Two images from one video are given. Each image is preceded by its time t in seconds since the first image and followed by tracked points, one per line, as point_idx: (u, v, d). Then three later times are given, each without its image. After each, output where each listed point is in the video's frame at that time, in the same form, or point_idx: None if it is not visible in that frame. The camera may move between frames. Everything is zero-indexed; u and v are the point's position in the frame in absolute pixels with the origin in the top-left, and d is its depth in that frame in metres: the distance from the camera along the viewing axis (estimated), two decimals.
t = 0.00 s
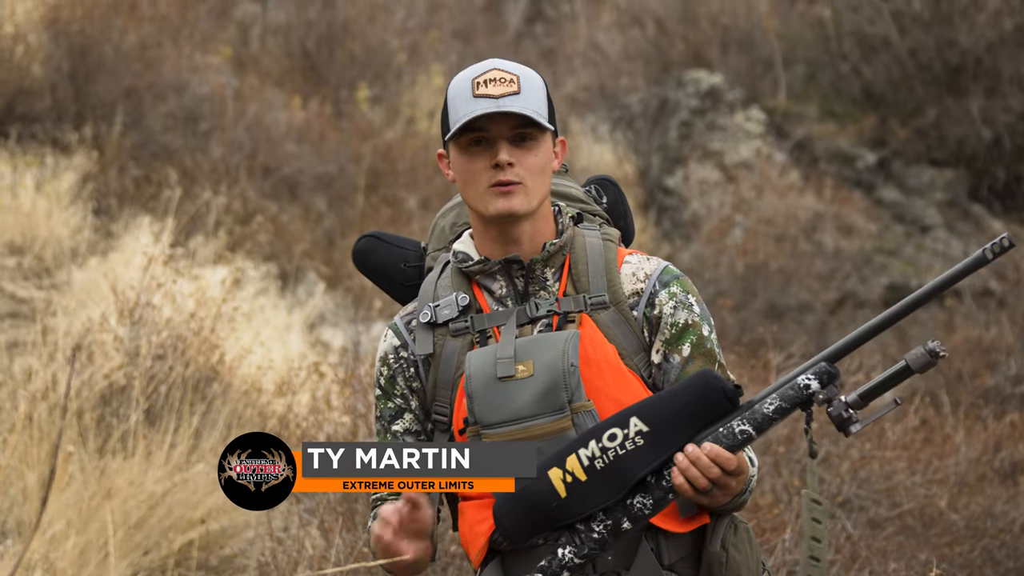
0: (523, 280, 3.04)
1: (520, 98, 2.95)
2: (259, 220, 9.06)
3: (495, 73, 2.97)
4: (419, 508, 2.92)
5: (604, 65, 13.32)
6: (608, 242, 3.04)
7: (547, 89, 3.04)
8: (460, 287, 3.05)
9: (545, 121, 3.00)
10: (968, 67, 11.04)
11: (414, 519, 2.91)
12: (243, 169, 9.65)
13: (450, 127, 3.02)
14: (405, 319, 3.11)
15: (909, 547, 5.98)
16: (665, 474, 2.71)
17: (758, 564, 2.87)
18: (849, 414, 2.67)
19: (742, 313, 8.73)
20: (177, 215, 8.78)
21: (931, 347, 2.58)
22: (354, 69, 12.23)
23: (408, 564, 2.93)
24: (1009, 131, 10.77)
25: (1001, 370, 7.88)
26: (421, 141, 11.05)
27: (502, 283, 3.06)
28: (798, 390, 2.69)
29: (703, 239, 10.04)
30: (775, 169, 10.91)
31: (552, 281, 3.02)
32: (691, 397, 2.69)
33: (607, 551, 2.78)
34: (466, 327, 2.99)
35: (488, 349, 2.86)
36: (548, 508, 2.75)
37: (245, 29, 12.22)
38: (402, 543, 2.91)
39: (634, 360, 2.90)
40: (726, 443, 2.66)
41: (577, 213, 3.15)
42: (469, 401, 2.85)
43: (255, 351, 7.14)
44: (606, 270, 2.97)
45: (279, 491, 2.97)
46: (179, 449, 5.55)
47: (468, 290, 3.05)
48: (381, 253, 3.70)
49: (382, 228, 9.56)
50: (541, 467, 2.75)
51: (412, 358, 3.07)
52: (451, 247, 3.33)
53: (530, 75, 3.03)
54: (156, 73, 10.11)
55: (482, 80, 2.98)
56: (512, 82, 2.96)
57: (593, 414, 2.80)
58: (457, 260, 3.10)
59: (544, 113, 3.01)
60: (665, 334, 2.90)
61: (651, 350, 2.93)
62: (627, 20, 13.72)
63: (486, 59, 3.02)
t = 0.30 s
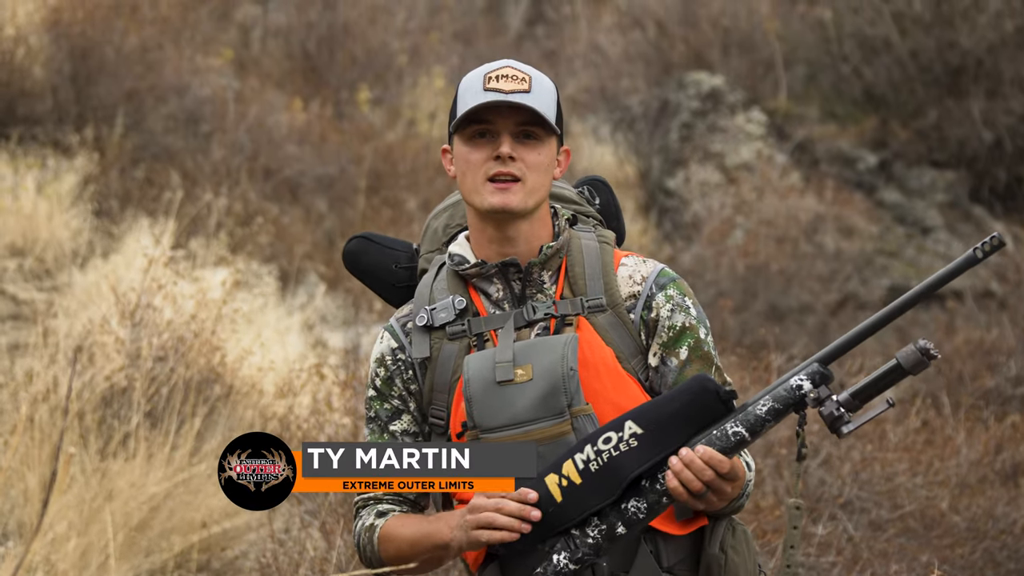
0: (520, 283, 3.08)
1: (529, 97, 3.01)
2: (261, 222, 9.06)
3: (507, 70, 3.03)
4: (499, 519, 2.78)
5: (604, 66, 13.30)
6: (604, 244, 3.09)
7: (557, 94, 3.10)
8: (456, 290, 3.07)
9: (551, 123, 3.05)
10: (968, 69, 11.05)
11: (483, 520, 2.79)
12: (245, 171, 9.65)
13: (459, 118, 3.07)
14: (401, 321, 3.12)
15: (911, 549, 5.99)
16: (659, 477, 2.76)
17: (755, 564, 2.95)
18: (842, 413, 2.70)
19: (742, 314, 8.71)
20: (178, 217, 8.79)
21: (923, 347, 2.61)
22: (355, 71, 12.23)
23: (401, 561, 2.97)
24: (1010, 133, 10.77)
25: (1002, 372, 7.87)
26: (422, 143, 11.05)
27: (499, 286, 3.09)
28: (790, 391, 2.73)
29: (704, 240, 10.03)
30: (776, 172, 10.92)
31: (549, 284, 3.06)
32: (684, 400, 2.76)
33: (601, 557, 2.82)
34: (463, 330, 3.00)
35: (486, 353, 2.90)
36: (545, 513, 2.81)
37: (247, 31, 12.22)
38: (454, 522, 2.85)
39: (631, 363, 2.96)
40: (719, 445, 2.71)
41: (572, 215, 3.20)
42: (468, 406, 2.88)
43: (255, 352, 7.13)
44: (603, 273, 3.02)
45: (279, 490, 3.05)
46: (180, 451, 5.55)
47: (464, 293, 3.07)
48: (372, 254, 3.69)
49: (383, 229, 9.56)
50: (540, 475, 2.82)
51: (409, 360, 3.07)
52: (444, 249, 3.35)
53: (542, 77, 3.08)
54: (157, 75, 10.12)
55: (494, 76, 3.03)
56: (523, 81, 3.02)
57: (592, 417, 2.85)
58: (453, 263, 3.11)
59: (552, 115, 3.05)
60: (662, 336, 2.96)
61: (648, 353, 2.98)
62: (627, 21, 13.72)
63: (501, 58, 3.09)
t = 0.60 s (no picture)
0: (519, 284, 3.07)
1: (534, 96, 3.00)
2: (262, 223, 9.06)
3: (512, 69, 3.02)
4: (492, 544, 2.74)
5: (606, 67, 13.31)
6: (601, 245, 3.10)
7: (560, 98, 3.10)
8: (453, 291, 3.06)
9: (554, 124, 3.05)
10: (969, 71, 11.04)
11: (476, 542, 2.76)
12: (246, 172, 9.64)
13: (461, 117, 3.07)
14: (397, 324, 3.11)
15: (912, 551, 5.99)
16: (644, 489, 2.73)
17: (753, 566, 2.97)
18: (820, 409, 2.59)
19: (743, 316, 8.70)
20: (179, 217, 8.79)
21: (892, 336, 2.45)
22: (356, 73, 12.21)
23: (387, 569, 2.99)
24: (1011, 134, 10.71)
25: (1003, 374, 7.87)
26: (423, 144, 11.05)
27: (497, 287, 3.08)
28: (766, 392, 2.66)
29: (705, 242, 10.00)
30: (777, 173, 10.92)
31: (548, 286, 3.05)
32: (664, 412, 2.75)
33: None
34: (462, 333, 2.99)
35: (487, 356, 2.90)
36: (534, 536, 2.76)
37: (248, 33, 12.22)
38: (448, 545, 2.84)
39: (631, 365, 2.95)
40: (702, 452, 2.69)
41: (567, 216, 3.21)
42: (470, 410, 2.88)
43: (255, 353, 7.13)
44: (602, 274, 3.02)
45: (279, 490, 3.12)
46: (181, 452, 5.55)
47: (462, 294, 3.06)
48: (359, 253, 3.73)
49: (385, 231, 9.57)
50: (530, 494, 2.80)
51: (406, 363, 3.06)
52: (438, 249, 3.32)
53: (546, 80, 3.08)
54: (158, 76, 10.13)
55: (498, 74, 3.03)
56: (528, 81, 3.02)
57: (594, 420, 2.84)
58: (450, 264, 3.10)
59: (554, 116, 3.05)
60: (661, 339, 2.96)
61: (647, 355, 2.98)
62: (629, 22, 13.69)
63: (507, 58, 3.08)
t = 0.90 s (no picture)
0: (521, 288, 3.02)
1: (560, 98, 3.01)
2: (263, 226, 9.06)
3: (539, 69, 3.03)
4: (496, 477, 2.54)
5: (607, 70, 13.20)
6: (603, 248, 3.08)
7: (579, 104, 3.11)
8: (456, 293, 3.00)
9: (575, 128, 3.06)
10: (971, 74, 11.03)
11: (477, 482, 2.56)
12: (248, 175, 9.65)
13: (485, 111, 3.06)
14: (400, 323, 3.07)
15: (914, 554, 6.00)
16: (579, 521, 2.73)
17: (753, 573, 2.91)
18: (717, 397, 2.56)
19: (745, 319, 8.68)
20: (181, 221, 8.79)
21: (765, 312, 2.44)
22: (358, 76, 12.17)
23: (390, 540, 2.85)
24: (1013, 138, 10.74)
25: (1005, 377, 7.87)
26: (425, 147, 11.04)
27: (499, 290, 3.02)
28: (665, 395, 2.61)
29: (706, 245, 9.95)
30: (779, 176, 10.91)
31: (550, 289, 3.02)
32: (581, 442, 2.74)
33: None
34: (463, 335, 2.94)
35: (489, 360, 2.82)
36: None
37: (249, 37, 12.23)
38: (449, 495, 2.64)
39: (632, 369, 2.90)
40: (623, 469, 2.65)
41: (569, 218, 3.21)
42: (471, 413, 2.81)
43: (258, 356, 7.15)
44: (604, 277, 2.99)
45: (279, 490, 3.04)
46: (183, 456, 5.56)
47: (464, 296, 3.01)
48: (359, 251, 3.77)
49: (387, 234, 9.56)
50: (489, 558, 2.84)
51: (409, 362, 3.01)
52: (438, 250, 3.31)
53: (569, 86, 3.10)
54: (160, 79, 10.13)
55: (525, 73, 3.03)
56: (554, 84, 3.03)
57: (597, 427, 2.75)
58: (453, 266, 3.05)
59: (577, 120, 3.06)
60: (661, 343, 2.94)
61: (648, 360, 2.95)
62: (630, 25, 13.62)
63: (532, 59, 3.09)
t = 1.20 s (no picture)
0: (525, 287, 3.02)
1: (568, 98, 2.94)
2: (265, 228, 9.05)
3: (546, 68, 2.95)
4: (553, 331, 2.51)
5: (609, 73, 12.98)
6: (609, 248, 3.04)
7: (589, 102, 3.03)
8: (461, 291, 3.00)
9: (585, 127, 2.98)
10: (973, 76, 11.08)
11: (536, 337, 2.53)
12: (249, 177, 9.62)
13: (490, 112, 2.99)
14: (408, 315, 3.02)
15: (916, 556, 6.01)
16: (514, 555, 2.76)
17: None
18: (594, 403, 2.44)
19: (747, 321, 8.67)
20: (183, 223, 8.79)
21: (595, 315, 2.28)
22: (359, 77, 12.16)
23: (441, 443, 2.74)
24: (1015, 140, 10.82)
25: (1008, 379, 7.85)
26: (426, 149, 11.01)
27: (504, 289, 3.02)
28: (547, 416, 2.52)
29: (708, 247, 9.90)
30: (781, 178, 10.90)
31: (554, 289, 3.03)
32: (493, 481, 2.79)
33: None
34: (467, 332, 2.92)
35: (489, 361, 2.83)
36: None
37: (251, 39, 12.19)
38: (507, 366, 2.60)
39: (632, 373, 2.88)
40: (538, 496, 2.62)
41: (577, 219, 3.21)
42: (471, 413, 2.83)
43: (261, 358, 7.16)
44: (608, 278, 2.94)
45: (279, 489, 3.11)
46: (185, 458, 5.57)
47: (469, 294, 2.99)
48: (371, 243, 3.84)
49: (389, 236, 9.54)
50: None
51: (421, 347, 2.97)
52: (447, 246, 3.30)
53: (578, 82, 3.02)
54: (162, 81, 10.13)
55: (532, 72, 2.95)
56: (561, 83, 2.95)
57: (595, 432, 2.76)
58: (459, 262, 3.04)
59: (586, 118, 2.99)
60: (656, 346, 2.87)
61: (644, 365, 2.89)
62: (632, 27, 13.41)
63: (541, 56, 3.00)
